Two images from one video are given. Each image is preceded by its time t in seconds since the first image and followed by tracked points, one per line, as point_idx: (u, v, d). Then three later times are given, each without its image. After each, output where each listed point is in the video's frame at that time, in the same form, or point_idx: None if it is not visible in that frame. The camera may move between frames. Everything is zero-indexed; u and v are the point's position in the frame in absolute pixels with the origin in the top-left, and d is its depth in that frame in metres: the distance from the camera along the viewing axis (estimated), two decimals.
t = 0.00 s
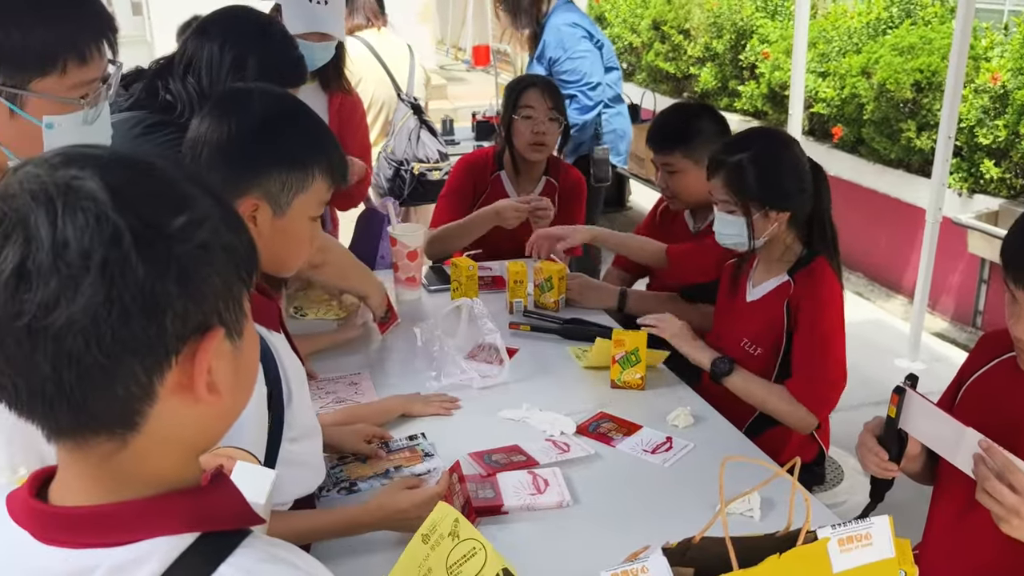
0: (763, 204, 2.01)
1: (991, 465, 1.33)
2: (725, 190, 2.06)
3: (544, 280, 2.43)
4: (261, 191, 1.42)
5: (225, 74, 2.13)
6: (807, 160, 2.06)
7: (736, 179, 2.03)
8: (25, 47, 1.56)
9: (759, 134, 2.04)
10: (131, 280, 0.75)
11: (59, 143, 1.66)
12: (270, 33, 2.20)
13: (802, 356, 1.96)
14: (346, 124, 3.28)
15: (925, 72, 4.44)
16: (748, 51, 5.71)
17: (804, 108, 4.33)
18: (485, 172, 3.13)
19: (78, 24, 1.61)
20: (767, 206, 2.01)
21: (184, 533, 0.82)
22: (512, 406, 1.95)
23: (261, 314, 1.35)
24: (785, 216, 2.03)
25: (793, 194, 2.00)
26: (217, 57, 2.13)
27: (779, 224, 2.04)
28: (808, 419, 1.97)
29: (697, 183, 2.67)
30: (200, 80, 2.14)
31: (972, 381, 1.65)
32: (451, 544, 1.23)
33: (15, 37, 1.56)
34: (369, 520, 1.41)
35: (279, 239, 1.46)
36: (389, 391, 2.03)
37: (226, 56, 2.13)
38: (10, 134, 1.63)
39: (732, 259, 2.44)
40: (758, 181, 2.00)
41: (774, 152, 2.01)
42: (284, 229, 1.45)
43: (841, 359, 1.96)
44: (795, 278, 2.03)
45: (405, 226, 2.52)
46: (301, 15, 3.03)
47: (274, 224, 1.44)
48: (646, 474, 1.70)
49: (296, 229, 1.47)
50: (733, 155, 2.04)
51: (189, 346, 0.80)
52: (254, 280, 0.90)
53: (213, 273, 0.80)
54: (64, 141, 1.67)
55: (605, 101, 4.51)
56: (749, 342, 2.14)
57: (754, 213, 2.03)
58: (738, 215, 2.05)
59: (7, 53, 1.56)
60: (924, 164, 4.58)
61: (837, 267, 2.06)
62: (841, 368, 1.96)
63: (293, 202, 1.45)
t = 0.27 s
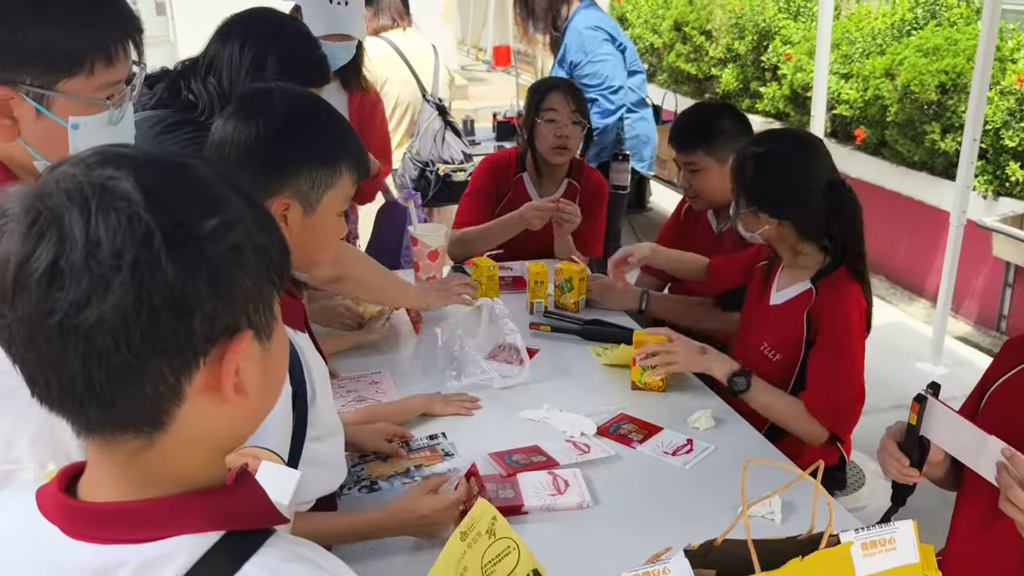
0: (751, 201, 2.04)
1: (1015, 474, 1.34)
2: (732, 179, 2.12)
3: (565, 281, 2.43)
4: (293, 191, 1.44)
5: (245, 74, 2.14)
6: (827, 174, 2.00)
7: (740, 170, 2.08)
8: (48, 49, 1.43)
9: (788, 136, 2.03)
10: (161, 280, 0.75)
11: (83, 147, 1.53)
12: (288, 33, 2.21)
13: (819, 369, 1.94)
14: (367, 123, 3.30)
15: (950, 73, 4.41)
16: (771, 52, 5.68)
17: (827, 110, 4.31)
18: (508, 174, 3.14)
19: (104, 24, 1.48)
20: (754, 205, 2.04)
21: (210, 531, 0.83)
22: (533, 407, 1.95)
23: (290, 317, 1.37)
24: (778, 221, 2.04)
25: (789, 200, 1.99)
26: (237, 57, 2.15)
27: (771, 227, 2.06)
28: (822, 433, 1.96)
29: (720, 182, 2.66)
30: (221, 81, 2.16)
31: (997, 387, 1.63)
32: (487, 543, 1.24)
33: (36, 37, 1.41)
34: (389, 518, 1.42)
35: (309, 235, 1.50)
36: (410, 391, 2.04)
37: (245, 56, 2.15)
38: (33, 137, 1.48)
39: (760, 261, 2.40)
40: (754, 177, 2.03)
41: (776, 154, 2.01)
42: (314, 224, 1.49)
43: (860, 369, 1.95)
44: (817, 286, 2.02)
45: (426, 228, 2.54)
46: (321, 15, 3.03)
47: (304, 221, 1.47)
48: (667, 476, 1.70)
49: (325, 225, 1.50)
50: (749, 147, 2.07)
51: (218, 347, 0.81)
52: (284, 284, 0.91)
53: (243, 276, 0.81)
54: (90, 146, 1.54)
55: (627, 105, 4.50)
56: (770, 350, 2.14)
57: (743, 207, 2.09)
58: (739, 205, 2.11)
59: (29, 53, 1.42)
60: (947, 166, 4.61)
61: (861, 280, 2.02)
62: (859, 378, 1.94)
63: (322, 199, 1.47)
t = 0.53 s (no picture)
0: (792, 201, 2.01)
1: None
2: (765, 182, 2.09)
3: (587, 282, 2.42)
4: (329, 193, 1.46)
5: (268, 76, 2.15)
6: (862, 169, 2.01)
7: (774, 172, 2.06)
8: (73, 50, 1.24)
9: (815, 134, 2.03)
10: (184, 282, 0.76)
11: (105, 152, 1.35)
12: (313, 35, 2.22)
13: (836, 373, 1.93)
14: (389, 122, 3.31)
15: (978, 75, 4.36)
16: (795, 53, 5.64)
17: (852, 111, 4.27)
18: (536, 176, 3.14)
19: (133, 22, 1.30)
20: (795, 204, 2.01)
21: (232, 530, 0.83)
22: (555, 408, 1.95)
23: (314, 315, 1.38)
24: (819, 220, 2.00)
25: (829, 198, 1.97)
26: (262, 59, 2.16)
27: (811, 226, 2.02)
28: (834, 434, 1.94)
29: (753, 180, 2.67)
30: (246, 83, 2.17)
31: None
32: (512, 544, 1.26)
33: (62, 37, 1.23)
34: (411, 517, 1.42)
35: (342, 235, 1.52)
36: (432, 391, 2.04)
37: (271, 59, 2.16)
38: (58, 139, 1.29)
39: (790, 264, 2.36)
40: (791, 176, 2.01)
41: (815, 150, 2.00)
42: (348, 224, 1.51)
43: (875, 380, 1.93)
44: (845, 287, 2.00)
45: (450, 227, 2.53)
46: (344, 13, 3.05)
47: (338, 220, 1.49)
48: (689, 479, 1.69)
49: (357, 224, 1.52)
50: (779, 149, 2.06)
51: (242, 348, 0.81)
52: (309, 286, 0.91)
53: (267, 278, 0.81)
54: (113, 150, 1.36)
55: (648, 108, 4.52)
56: (795, 351, 2.13)
57: (784, 209, 2.05)
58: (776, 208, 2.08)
59: (54, 52, 1.23)
60: (975, 168, 4.55)
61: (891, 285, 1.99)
62: (873, 389, 1.93)
63: (354, 198, 1.50)
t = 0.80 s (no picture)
0: (856, 208, 1.98)
1: None
2: (820, 189, 2.05)
3: (611, 284, 2.41)
4: (362, 193, 1.48)
5: (299, 78, 2.15)
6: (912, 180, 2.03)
7: (834, 177, 2.02)
8: (101, 52, 1.26)
9: (857, 139, 2.05)
10: (210, 282, 0.76)
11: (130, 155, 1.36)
12: (343, 40, 2.22)
13: (870, 377, 1.92)
14: (414, 121, 3.34)
15: (1009, 77, 4.31)
16: (822, 55, 5.60)
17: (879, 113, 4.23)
18: (568, 180, 3.14)
19: (160, 26, 1.31)
20: (859, 209, 1.98)
21: (258, 527, 0.83)
22: (577, 411, 1.95)
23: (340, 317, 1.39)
24: (879, 227, 1.99)
25: (889, 206, 1.97)
26: (294, 65, 2.16)
27: (869, 234, 2.00)
28: (866, 440, 1.93)
29: (783, 179, 2.67)
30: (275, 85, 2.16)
31: None
32: (531, 545, 1.27)
33: (90, 41, 1.25)
34: (432, 523, 1.43)
35: (375, 230, 1.54)
36: (454, 392, 2.05)
37: (302, 64, 2.16)
38: (83, 139, 1.30)
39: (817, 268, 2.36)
40: (857, 182, 1.99)
41: (877, 158, 1.99)
42: (379, 219, 1.53)
43: (911, 383, 1.92)
44: (881, 294, 1.99)
45: (473, 228, 2.51)
46: (372, 13, 3.05)
47: (371, 218, 1.52)
48: (712, 484, 1.68)
49: (387, 220, 1.55)
50: (834, 154, 2.03)
51: (267, 347, 0.82)
52: (334, 283, 0.91)
53: (292, 277, 0.81)
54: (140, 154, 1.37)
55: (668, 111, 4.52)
56: (826, 356, 2.12)
57: (845, 215, 2.00)
58: (829, 217, 2.03)
59: (83, 56, 1.25)
60: (1005, 172, 4.51)
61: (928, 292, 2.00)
62: (910, 388, 1.92)
63: (385, 196, 1.53)
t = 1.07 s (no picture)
0: (897, 217, 1.96)
1: None
2: (858, 198, 2.02)
3: (634, 286, 2.40)
4: (386, 193, 1.49)
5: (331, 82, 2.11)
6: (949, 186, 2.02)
7: (875, 187, 1.99)
8: (125, 53, 1.26)
9: (895, 144, 2.02)
10: (234, 282, 0.77)
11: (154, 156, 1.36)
12: (374, 45, 2.19)
13: (900, 389, 1.90)
14: (437, 122, 3.35)
15: None
16: (849, 56, 5.55)
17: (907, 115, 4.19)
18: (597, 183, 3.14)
19: (182, 28, 1.31)
20: (899, 219, 1.96)
21: (280, 527, 0.83)
22: (599, 414, 1.94)
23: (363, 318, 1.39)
24: (920, 235, 1.97)
25: (930, 213, 1.96)
26: (327, 69, 2.13)
27: (909, 242, 1.98)
28: (894, 451, 1.92)
29: (809, 182, 2.64)
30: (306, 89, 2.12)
31: None
32: (548, 548, 1.28)
33: (114, 43, 1.25)
34: (452, 526, 1.43)
35: (399, 228, 1.55)
36: (476, 394, 2.05)
37: (335, 69, 2.12)
38: (106, 140, 1.31)
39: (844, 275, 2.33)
40: (898, 192, 1.96)
41: (917, 165, 1.97)
42: (401, 218, 1.54)
43: (941, 395, 1.90)
44: (914, 304, 1.97)
45: (495, 230, 2.54)
46: (399, 18, 3.05)
47: (395, 217, 1.52)
48: (735, 489, 1.67)
49: (410, 219, 1.55)
50: (874, 162, 1.99)
51: (290, 347, 0.82)
52: (357, 284, 0.91)
53: (315, 277, 0.81)
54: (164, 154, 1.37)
55: (690, 112, 4.47)
56: (854, 365, 2.09)
57: (885, 224, 1.97)
58: (869, 226, 2.00)
59: (105, 56, 1.25)
60: None
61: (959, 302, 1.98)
62: (941, 393, 1.89)
63: (407, 195, 1.53)
